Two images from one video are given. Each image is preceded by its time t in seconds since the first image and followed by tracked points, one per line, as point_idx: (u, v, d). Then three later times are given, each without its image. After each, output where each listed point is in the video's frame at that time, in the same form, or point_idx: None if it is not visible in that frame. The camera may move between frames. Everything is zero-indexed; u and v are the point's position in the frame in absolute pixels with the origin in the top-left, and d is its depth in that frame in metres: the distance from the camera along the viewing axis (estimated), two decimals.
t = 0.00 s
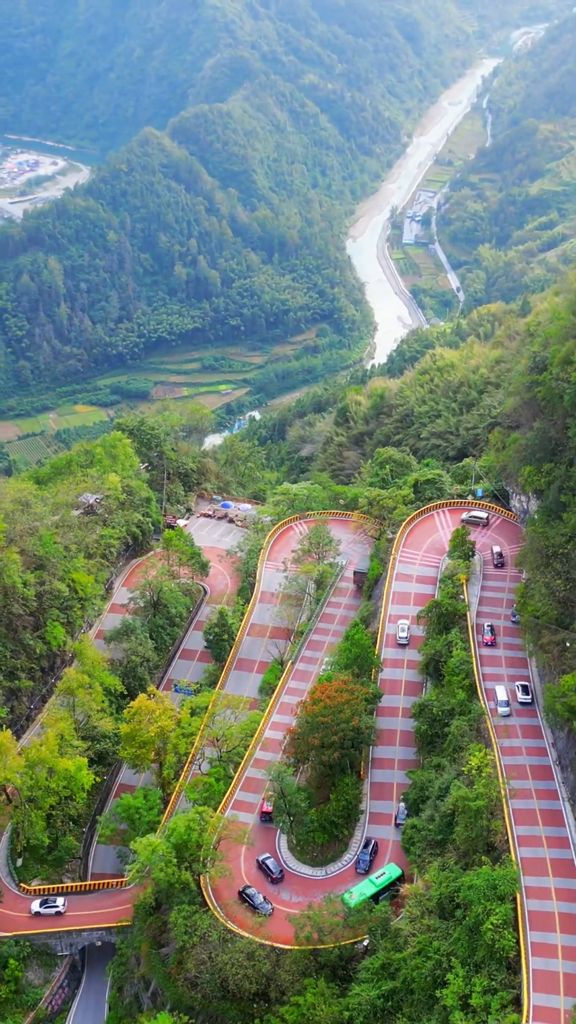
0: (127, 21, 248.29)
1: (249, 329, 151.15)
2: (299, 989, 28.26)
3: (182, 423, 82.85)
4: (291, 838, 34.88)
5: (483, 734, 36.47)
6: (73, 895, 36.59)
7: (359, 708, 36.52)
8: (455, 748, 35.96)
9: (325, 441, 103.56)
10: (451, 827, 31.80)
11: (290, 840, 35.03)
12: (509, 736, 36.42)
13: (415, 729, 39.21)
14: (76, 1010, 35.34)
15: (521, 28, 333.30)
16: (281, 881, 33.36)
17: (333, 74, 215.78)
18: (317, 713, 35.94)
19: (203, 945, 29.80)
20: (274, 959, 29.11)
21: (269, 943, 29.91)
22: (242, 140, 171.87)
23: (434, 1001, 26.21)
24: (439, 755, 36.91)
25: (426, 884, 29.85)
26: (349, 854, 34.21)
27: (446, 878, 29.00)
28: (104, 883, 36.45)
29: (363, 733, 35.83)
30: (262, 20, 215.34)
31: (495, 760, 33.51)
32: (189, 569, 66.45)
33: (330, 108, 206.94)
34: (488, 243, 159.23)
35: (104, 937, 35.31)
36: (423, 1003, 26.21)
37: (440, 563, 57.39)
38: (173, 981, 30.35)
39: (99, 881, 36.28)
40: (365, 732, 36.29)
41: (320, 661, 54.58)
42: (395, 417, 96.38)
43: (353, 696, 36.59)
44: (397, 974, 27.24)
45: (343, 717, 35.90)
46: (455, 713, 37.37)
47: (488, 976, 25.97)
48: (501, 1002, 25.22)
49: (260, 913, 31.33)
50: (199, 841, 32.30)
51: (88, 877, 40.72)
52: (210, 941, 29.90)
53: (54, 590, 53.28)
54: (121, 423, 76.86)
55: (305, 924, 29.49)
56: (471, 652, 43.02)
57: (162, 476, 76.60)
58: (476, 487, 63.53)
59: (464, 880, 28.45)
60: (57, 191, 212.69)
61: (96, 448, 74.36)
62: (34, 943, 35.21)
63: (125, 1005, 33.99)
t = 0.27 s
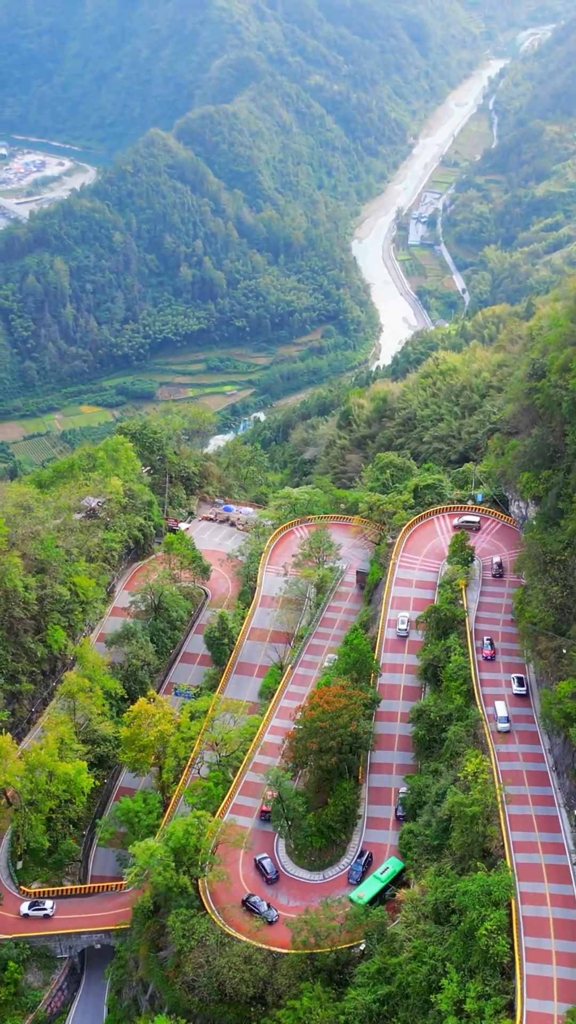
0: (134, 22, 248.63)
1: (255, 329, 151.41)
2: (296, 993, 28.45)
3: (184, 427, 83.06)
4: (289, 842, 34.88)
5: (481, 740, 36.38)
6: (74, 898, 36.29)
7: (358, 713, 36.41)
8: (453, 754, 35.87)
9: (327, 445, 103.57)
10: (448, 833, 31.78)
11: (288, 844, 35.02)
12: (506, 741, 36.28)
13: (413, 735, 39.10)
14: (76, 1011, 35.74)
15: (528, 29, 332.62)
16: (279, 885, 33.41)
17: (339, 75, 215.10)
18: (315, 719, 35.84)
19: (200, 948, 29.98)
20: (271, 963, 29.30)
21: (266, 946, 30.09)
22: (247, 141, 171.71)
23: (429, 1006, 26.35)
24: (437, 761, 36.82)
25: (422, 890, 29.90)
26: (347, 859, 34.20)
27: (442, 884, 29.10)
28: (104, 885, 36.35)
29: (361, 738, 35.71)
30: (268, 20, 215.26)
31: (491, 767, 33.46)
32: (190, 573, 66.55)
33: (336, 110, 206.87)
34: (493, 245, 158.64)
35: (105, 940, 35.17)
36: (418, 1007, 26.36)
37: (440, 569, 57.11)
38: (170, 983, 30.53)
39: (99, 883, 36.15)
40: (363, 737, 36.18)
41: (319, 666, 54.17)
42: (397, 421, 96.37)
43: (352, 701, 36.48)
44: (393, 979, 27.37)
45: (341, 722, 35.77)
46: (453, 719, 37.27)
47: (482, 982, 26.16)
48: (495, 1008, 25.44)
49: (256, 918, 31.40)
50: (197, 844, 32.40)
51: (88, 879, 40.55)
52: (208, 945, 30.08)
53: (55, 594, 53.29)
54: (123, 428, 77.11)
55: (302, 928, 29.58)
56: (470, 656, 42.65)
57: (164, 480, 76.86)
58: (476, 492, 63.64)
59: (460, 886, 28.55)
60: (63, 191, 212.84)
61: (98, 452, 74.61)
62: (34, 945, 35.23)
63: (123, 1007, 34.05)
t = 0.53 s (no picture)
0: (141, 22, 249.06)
1: (260, 330, 150.25)
2: (292, 996, 28.54)
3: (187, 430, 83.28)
4: (287, 845, 34.79)
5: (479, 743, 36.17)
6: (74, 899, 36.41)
7: (355, 716, 36.09)
8: (450, 757, 35.65)
9: (330, 447, 103.55)
10: (443, 837, 31.66)
11: (286, 847, 34.94)
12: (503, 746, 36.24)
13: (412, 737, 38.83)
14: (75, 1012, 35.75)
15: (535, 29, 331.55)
16: (277, 888, 33.40)
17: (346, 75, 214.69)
18: (313, 722, 35.56)
19: (198, 951, 30.18)
20: (268, 966, 29.43)
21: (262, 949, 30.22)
22: (254, 141, 171.66)
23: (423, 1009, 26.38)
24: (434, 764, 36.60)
25: (417, 893, 29.90)
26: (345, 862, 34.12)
27: (437, 888, 29.15)
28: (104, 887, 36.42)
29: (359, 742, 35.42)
30: (275, 20, 215.27)
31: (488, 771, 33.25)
32: (191, 576, 66.49)
33: (343, 110, 206.26)
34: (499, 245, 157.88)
35: (104, 942, 35.28)
36: (412, 1010, 26.35)
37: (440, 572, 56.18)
38: (168, 986, 30.75)
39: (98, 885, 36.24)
40: (361, 741, 35.90)
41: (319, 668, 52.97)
42: (399, 423, 96.28)
43: (349, 704, 36.19)
44: (388, 982, 27.42)
45: (338, 725, 35.48)
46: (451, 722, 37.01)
47: (476, 985, 26.08)
48: (488, 1011, 25.31)
49: (253, 921, 31.44)
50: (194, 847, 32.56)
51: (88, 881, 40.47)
52: (205, 948, 30.30)
53: (56, 597, 52.17)
54: (126, 431, 77.38)
55: (298, 931, 29.69)
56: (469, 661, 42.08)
57: (166, 483, 77.08)
58: (476, 495, 63.61)
59: (454, 889, 28.57)
60: (70, 191, 213.22)
61: (101, 455, 74.88)
62: (34, 946, 35.35)
63: (121, 1009, 34.15)
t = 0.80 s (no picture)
0: (148, 16, 248.96)
1: (266, 325, 150.82)
2: (288, 992, 28.80)
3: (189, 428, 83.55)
4: (285, 842, 35.01)
5: (476, 742, 36.28)
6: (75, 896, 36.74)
7: (354, 715, 36.19)
8: (446, 757, 35.77)
9: (332, 444, 103.64)
10: (439, 836, 31.87)
11: (284, 845, 35.15)
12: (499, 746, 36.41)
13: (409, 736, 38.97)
14: (74, 1008, 35.99)
15: (542, 23, 330.25)
16: (274, 886, 33.63)
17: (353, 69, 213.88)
18: (310, 722, 35.70)
19: (196, 947, 30.30)
20: (265, 963, 29.64)
21: (258, 946, 30.42)
22: (260, 136, 171.64)
23: (417, 1006, 26.60)
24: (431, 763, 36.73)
25: (412, 891, 30.18)
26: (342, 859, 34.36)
27: (433, 886, 29.39)
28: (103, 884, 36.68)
29: (357, 742, 35.52)
30: (282, 15, 214.99)
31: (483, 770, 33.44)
32: (192, 573, 66.49)
33: (349, 105, 205.66)
34: (506, 240, 157.25)
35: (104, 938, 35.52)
36: (407, 1008, 26.61)
37: (439, 571, 56.13)
38: (166, 982, 30.91)
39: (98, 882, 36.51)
40: (359, 740, 36.00)
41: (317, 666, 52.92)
42: (402, 421, 96.33)
43: (348, 703, 36.29)
44: (383, 979, 27.64)
45: (337, 724, 35.57)
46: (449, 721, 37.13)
47: (469, 984, 26.34)
48: (480, 1009, 25.59)
49: (250, 918, 31.67)
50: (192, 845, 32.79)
51: (87, 878, 40.56)
52: (202, 944, 30.43)
53: (58, 595, 52.24)
54: (128, 429, 77.70)
55: (295, 929, 29.90)
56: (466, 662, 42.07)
57: (168, 481, 77.39)
58: (475, 494, 63.67)
59: (449, 889, 28.80)
60: (76, 185, 213.44)
61: (103, 453, 75.18)
62: (34, 942, 35.53)
63: (120, 1006, 34.45)
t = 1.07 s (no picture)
0: (154, 8, 248.72)
1: (271, 317, 151.09)
2: (284, 986, 28.99)
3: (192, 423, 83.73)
4: (282, 838, 35.12)
5: (473, 740, 36.40)
6: (72, 889, 36.98)
7: (352, 711, 36.22)
8: (443, 755, 35.88)
9: (335, 439, 103.70)
10: (436, 832, 32.01)
11: (281, 840, 35.24)
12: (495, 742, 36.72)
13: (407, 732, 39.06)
14: (74, 1000, 36.37)
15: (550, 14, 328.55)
16: (272, 880, 33.72)
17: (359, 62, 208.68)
18: (309, 717, 35.68)
19: (194, 941, 30.33)
20: (262, 957, 29.81)
21: (255, 940, 30.60)
22: (266, 128, 171.06)
23: (412, 1001, 26.90)
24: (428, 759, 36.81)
25: (409, 887, 30.42)
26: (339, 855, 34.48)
27: (429, 883, 29.62)
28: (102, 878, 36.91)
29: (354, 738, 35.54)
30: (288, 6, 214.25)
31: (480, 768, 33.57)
32: (193, 568, 66.50)
33: (355, 96, 204.76)
34: (512, 233, 156.40)
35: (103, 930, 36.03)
36: (402, 1002, 26.91)
37: (438, 568, 56.01)
38: (164, 976, 30.95)
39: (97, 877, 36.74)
40: (357, 736, 36.01)
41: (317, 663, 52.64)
42: (404, 416, 96.33)
43: (346, 700, 36.30)
44: (379, 975, 27.96)
45: (335, 720, 35.59)
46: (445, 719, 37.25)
47: (463, 979, 26.66)
48: (474, 1004, 25.93)
49: (248, 912, 31.84)
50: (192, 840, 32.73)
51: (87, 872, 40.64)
52: (199, 938, 30.41)
53: (59, 591, 52.32)
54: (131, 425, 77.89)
55: (292, 924, 30.07)
56: (464, 660, 42.26)
57: (170, 476, 77.64)
58: (475, 492, 63.70)
59: (445, 886, 29.03)
60: (82, 177, 213.71)
61: (105, 449, 75.43)
62: (34, 935, 35.87)
63: (118, 998, 34.95)
